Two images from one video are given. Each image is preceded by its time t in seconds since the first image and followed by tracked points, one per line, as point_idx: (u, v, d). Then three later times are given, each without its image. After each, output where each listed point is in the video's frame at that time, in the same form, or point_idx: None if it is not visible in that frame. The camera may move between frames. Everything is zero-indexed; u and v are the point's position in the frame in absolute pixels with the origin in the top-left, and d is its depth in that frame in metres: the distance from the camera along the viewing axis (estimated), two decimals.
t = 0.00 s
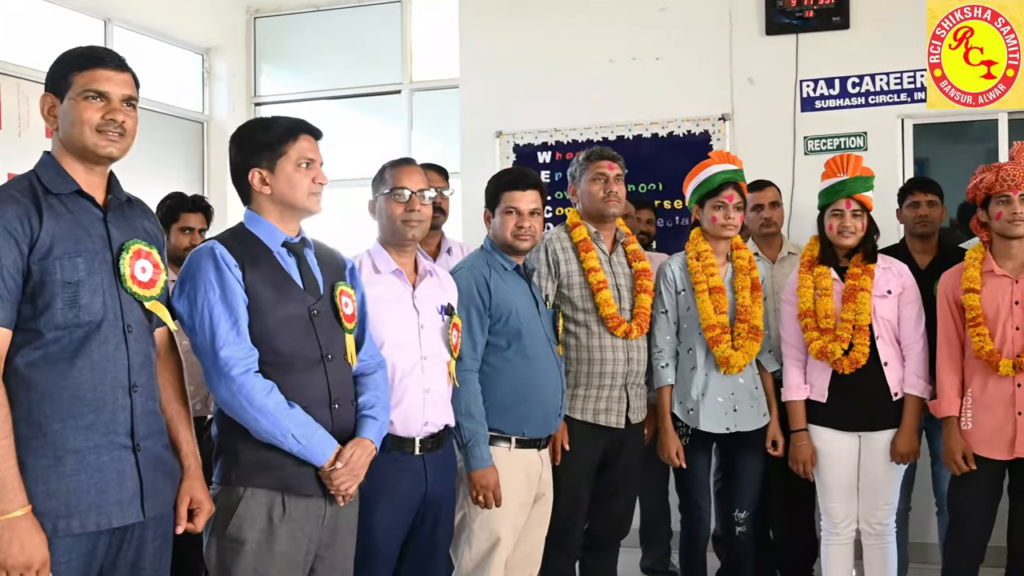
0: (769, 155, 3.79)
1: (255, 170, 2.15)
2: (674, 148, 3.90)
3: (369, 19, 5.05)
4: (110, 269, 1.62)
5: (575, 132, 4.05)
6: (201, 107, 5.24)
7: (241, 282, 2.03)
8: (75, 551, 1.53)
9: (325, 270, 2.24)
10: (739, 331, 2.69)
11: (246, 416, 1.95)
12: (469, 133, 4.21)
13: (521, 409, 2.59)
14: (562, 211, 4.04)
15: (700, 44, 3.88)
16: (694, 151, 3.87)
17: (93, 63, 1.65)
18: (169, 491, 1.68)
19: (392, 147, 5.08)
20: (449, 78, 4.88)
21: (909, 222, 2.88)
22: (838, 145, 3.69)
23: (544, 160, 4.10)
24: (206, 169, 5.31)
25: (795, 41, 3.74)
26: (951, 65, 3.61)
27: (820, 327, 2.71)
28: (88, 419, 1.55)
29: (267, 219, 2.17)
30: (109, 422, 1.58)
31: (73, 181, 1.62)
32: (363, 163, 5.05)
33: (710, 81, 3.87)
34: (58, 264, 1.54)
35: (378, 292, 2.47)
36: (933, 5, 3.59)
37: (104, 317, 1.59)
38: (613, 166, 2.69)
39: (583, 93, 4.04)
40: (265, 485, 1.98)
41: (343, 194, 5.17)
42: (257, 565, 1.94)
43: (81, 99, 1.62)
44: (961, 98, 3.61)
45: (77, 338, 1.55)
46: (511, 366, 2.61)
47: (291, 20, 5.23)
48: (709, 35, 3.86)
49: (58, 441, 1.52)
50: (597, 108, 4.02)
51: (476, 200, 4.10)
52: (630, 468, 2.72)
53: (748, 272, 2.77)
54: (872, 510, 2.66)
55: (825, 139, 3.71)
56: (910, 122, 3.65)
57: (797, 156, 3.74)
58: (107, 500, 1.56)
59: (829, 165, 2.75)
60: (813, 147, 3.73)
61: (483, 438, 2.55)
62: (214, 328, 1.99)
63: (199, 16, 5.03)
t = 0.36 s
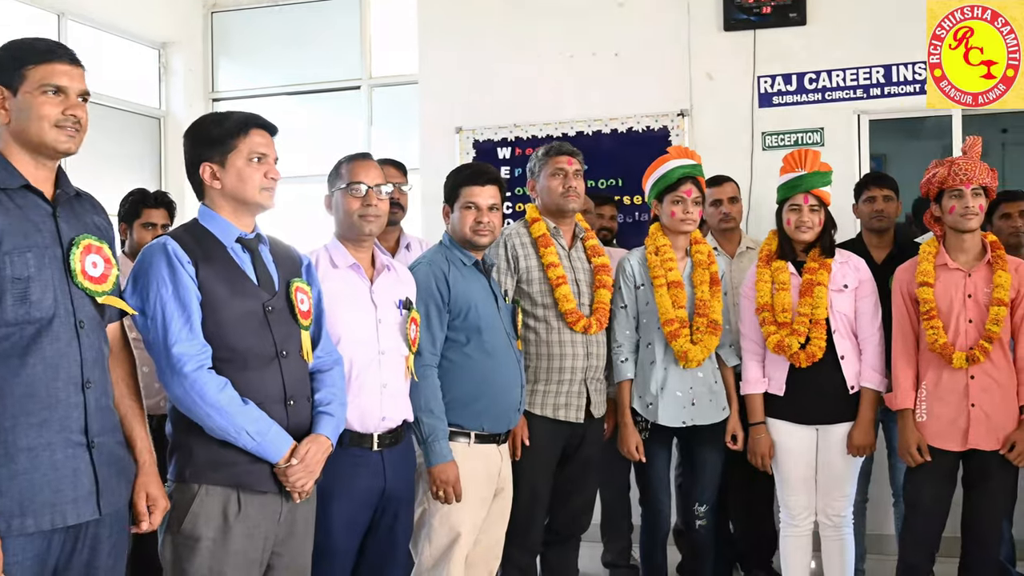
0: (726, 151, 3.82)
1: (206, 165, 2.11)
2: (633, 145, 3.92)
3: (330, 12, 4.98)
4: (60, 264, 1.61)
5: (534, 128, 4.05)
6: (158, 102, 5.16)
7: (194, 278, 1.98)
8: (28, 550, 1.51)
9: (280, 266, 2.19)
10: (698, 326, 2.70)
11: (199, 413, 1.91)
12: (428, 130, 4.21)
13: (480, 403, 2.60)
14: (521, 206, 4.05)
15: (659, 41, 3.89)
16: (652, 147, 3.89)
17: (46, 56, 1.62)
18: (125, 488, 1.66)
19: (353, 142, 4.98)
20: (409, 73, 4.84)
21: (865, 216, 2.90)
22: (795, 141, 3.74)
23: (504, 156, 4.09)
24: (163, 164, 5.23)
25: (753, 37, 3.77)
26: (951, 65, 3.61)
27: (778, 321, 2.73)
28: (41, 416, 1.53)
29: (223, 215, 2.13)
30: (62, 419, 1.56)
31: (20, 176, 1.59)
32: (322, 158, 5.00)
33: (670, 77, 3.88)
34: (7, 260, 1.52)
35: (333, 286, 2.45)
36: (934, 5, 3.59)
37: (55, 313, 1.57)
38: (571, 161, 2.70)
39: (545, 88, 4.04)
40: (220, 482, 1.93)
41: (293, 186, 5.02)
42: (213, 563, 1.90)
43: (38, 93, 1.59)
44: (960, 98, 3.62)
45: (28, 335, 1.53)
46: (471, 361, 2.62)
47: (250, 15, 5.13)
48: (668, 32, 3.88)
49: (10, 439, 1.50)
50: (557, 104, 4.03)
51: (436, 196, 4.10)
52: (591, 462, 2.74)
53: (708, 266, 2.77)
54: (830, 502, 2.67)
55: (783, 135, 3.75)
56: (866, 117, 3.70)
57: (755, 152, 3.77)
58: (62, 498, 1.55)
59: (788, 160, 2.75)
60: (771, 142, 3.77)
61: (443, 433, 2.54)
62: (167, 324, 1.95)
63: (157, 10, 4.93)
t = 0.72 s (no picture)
0: (692, 150, 3.83)
1: (166, 162, 2.07)
2: (600, 144, 3.92)
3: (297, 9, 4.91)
4: (15, 262, 1.58)
5: (502, 126, 4.05)
6: (123, 100, 5.12)
7: (156, 277, 1.94)
8: None
9: (244, 265, 2.15)
10: (665, 324, 2.70)
11: (160, 413, 1.87)
12: (397, 128, 4.18)
13: (447, 402, 2.59)
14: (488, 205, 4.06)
15: (626, 41, 3.91)
16: (619, 146, 3.90)
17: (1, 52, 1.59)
18: (85, 489, 1.64)
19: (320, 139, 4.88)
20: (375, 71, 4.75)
21: (832, 213, 2.91)
22: (760, 140, 3.76)
23: (472, 154, 4.09)
24: (128, 161, 5.18)
25: (719, 37, 3.79)
26: (951, 65, 3.62)
27: (743, 318, 2.74)
28: None
29: (184, 212, 2.08)
30: (20, 420, 1.54)
31: None
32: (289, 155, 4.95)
33: (637, 77, 3.90)
34: None
35: (297, 285, 2.44)
36: (934, 5, 3.60)
37: (11, 311, 1.55)
38: (538, 160, 2.68)
39: (513, 87, 4.05)
40: (181, 482, 1.89)
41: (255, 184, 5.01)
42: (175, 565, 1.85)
43: None
44: (960, 98, 3.63)
45: None
46: (437, 359, 2.61)
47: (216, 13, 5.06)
48: (635, 32, 3.89)
49: None
50: (524, 103, 4.04)
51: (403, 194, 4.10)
52: (558, 460, 2.74)
53: (674, 264, 2.78)
54: (795, 498, 2.69)
55: (749, 134, 3.77)
56: (832, 117, 3.73)
57: (721, 151, 3.79)
58: (21, 499, 1.52)
59: (754, 158, 2.74)
60: (737, 141, 3.79)
61: (409, 431, 2.53)
62: (128, 322, 1.90)
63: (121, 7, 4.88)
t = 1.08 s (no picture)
0: (639, 151, 3.86)
1: (102, 161, 2.00)
2: (548, 144, 3.93)
3: (243, 8, 4.88)
4: None
5: (450, 127, 4.05)
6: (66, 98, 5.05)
7: (93, 278, 1.88)
8: None
9: (184, 265, 2.10)
10: (609, 324, 2.71)
11: (96, 416, 1.82)
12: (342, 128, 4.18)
13: (391, 405, 2.58)
14: (436, 206, 4.06)
15: (574, 42, 3.92)
16: (566, 146, 3.91)
17: None
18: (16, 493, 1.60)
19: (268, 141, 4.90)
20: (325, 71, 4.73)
21: (776, 214, 2.95)
22: (706, 141, 3.78)
23: (420, 154, 4.09)
24: (71, 160, 5.10)
25: (666, 39, 3.81)
26: (951, 65, 3.60)
27: (688, 318, 2.76)
28: None
29: (123, 211, 2.01)
30: None
31: None
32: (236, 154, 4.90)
33: (584, 78, 3.91)
34: None
35: (238, 285, 2.41)
36: (933, 5, 3.58)
37: None
38: (485, 161, 2.66)
39: (460, 87, 4.04)
40: (119, 487, 1.85)
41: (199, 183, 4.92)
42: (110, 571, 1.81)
43: None
44: (960, 98, 3.59)
45: None
46: (381, 361, 2.60)
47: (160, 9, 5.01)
48: (583, 33, 3.90)
49: None
50: (472, 104, 4.04)
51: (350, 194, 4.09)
52: (503, 460, 2.74)
53: (619, 265, 2.80)
54: (739, 497, 2.72)
55: (694, 136, 3.80)
56: (777, 119, 3.77)
57: (668, 152, 3.82)
58: None
59: (699, 159, 2.76)
60: (684, 142, 3.81)
61: (351, 433, 2.52)
62: (63, 324, 1.84)
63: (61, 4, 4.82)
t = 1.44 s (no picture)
0: (569, 154, 3.88)
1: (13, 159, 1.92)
2: (476, 146, 3.95)
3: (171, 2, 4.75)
4: None
5: (379, 127, 4.04)
6: None
7: (3, 277, 1.80)
8: None
9: (102, 266, 2.02)
10: (534, 327, 2.75)
11: (4, 420, 1.75)
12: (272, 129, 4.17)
13: (314, 408, 2.55)
14: (365, 207, 4.05)
15: (505, 44, 3.92)
16: (496, 148, 3.92)
17: None
18: None
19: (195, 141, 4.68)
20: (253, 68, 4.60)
21: (701, 218, 2.99)
22: (635, 145, 3.82)
23: (349, 155, 4.07)
24: None
25: (595, 42, 3.84)
26: (951, 65, 3.61)
27: (615, 321, 2.77)
28: None
29: (36, 210, 1.93)
30: None
31: None
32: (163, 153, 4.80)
33: (514, 80, 3.92)
34: None
35: (156, 286, 2.36)
36: (934, 5, 3.59)
37: None
38: (412, 162, 2.64)
39: (389, 87, 4.03)
40: (28, 492, 1.79)
41: (117, 182, 4.78)
42: None
43: None
44: (960, 98, 3.61)
45: None
46: (304, 363, 2.56)
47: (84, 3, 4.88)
48: (514, 35, 3.91)
49: None
50: (402, 104, 4.02)
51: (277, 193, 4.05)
52: (429, 463, 2.74)
53: (543, 268, 2.85)
54: (663, 498, 2.74)
55: (623, 139, 3.82)
56: (704, 123, 3.80)
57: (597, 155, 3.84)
58: None
59: (626, 162, 2.79)
60: (612, 146, 3.84)
61: (274, 436, 2.48)
62: None
63: None
